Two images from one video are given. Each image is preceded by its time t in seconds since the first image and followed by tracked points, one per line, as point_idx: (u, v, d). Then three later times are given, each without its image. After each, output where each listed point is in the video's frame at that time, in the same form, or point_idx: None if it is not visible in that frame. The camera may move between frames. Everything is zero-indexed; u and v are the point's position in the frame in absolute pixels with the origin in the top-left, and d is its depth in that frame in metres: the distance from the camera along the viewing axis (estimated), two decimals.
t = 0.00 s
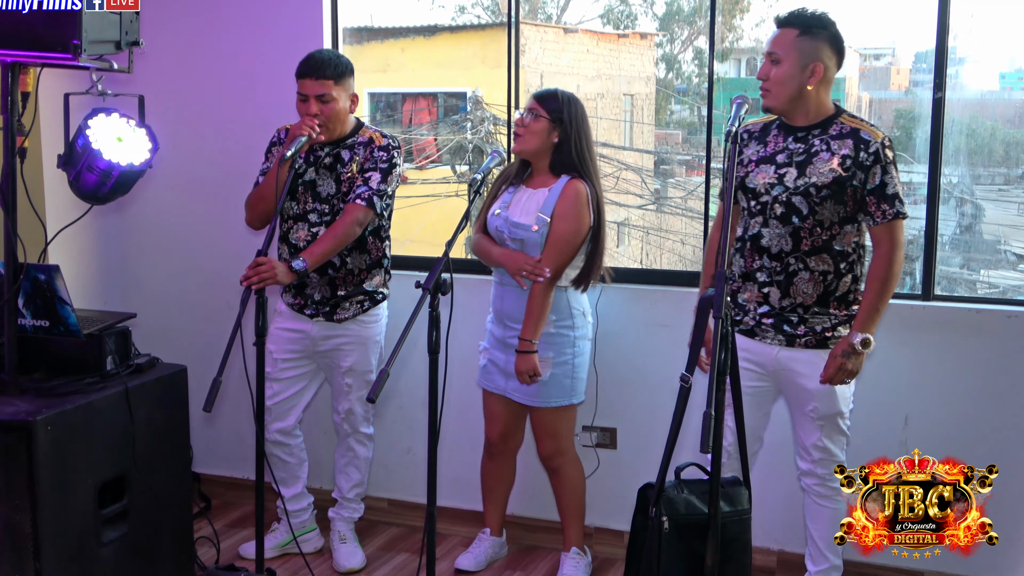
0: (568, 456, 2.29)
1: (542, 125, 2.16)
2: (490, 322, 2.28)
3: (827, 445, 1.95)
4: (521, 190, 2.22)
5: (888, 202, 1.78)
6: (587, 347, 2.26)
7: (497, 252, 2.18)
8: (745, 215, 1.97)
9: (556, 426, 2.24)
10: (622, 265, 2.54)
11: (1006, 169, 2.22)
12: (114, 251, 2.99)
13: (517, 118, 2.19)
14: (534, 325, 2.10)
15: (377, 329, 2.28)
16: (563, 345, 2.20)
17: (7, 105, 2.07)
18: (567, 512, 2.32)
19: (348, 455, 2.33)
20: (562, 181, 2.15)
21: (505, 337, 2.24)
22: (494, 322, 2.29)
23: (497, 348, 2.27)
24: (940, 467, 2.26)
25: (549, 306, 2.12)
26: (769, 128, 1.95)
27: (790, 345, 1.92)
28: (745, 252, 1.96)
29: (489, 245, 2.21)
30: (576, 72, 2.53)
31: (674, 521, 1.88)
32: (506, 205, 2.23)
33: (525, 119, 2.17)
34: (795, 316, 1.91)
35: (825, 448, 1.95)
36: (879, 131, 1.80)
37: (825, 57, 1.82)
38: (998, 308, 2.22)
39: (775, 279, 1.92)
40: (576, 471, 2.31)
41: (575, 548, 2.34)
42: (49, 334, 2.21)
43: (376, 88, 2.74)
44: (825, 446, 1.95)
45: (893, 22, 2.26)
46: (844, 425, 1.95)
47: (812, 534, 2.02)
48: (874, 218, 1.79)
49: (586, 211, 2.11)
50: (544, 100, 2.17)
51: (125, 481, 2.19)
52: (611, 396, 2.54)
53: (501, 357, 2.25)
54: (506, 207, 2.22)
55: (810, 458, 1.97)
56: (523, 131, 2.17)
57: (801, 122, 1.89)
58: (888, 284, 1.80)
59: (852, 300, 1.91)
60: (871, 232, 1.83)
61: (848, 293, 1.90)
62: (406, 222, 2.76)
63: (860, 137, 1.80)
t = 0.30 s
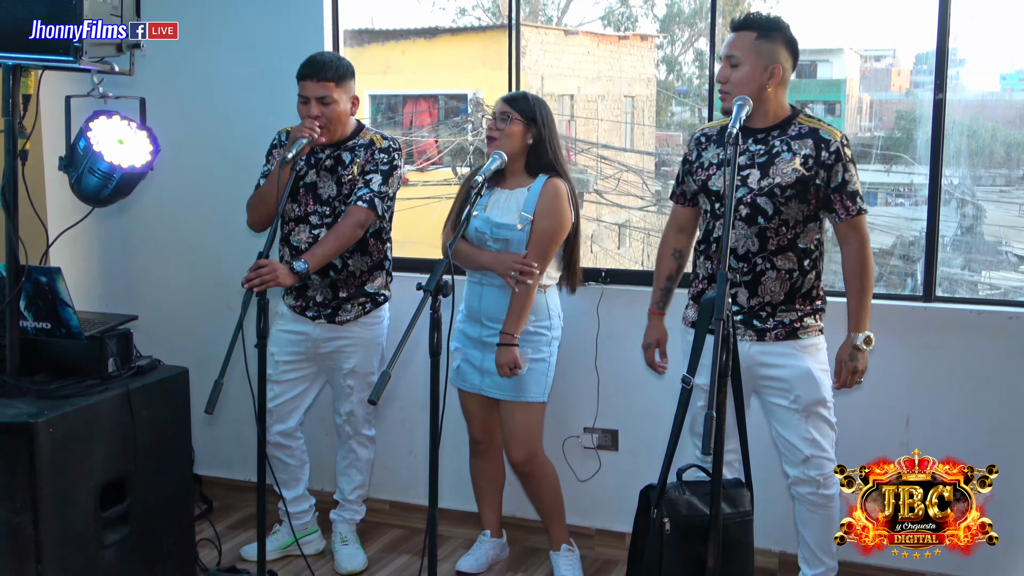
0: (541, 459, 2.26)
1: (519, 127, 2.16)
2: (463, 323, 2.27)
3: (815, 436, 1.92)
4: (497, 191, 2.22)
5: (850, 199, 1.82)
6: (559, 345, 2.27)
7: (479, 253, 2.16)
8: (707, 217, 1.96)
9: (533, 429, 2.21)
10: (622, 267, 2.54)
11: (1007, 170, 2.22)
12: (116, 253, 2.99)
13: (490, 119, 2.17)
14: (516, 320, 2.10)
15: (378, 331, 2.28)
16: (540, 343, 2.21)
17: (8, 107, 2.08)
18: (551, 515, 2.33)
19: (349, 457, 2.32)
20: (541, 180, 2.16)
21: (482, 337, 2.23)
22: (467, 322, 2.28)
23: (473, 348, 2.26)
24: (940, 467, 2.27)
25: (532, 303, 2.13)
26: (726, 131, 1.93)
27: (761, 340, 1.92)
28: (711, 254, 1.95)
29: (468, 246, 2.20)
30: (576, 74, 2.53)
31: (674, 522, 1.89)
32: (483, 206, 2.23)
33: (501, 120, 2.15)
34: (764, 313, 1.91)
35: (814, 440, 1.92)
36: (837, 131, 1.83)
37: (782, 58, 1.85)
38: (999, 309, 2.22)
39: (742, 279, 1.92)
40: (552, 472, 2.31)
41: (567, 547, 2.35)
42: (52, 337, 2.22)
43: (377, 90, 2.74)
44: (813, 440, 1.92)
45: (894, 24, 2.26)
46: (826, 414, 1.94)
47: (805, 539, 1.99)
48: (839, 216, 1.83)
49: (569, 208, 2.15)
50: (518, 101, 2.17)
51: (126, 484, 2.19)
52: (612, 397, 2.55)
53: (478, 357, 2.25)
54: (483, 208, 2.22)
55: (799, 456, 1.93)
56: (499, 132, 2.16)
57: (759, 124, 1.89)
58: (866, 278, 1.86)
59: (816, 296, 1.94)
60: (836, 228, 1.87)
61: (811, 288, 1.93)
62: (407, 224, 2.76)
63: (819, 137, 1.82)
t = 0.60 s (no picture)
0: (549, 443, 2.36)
1: (517, 120, 2.22)
2: (473, 319, 2.32)
3: (797, 425, 2.02)
4: (496, 187, 2.27)
5: (835, 185, 1.91)
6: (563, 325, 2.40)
7: (499, 249, 2.22)
8: (699, 215, 2.00)
9: (543, 411, 2.31)
10: (623, 263, 2.60)
11: (1000, 168, 2.28)
12: (130, 248, 3.05)
13: (484, 116, 2.22)
14: (540, 307, 2.20)
15: (387, 324, 2.35)
16: (553, 328, 2.30)
17: (26, 106, 2.14)
18: (537, 500, 2.40)
19: (358, 447, 2.39)
20: (540, 171, 2.25)
21: (499, 330, 2.29)
22: (476, 316, 2.32)
23: (486, 341, 2.31)
24: (940, 467, 2.33)
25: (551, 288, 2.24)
26: (706, 130, 1.99)
27: (759, 331, 1.98)
28: (706, 252, 2.00)
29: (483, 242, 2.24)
30: (579, 74, 2.58)
31: (674, 510, 1.97)
32: (485, 201, 2.28)
33: (500, 114, 2.20)
34: (761, 304, 1.97)
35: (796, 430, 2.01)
36: (815, 121, 1.92)
37: (766, 57, 1.93)
38: (991, 304, 2.28)
39: (739, 274, 1.97)
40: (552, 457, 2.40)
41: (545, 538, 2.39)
42: (68, 330, 2.28)
43: (384, 90, 2.80)
44: (795, 427, 2.02)
45: (890, 26, 2.31)
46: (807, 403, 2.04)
47: (779, 523, 2.07)
48: (827, 201, 1.91)
49: (569, 195, 2.27)
50: (510, 94, 2.23)
51: (142, 472, 2.27)
52: (614, 389, 2.61)
53: (494, 350, 2.30)
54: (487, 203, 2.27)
55: (780, 443, 2.02)
56: (500, 128, 2.20)
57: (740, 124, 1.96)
58: (854, 264, 1.96)
59: (806, 282, 2.01)
60: (820, 216, 1.96)
61: (801, 275, 2.00)
62: (414, 220, 2.82)
63: (801, 129, 1.90)
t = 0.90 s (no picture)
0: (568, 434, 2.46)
1: (532, 123, 2.35)
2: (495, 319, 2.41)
3: (804, 417, 2.12)
4: (513, 189, 2.37)
5: (834, 188, 2.04)
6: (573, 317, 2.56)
7: (524, 253, 2.32)
8: (706, 217, 2.10)
9: (561, 404, 2.42)
10: (621, 262, 2.71)
11: (981, 172, 2.38)
12: (150, 247, 3.17)
13: (504, 121, 2.32)
14: (567, 304, 2.35)
15: (398, 321, 2.46)
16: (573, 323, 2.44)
17: (52, 112, 2.25)
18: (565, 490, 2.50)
19: (368, 438, 2.50)
20: (554, 174, 2.40)
21: (522, 329, 2.39)
22: (497, 316, 2.42)
23: (508, 341, 2.41)
24: (940, 467, 2.41)
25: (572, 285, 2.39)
26: (711, 135, 2.11)
27: (763, 328, 2.09)
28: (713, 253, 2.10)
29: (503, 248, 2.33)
30: (580, 82, 2.69)
31: (670, 499, 2.08)
32: (506, 205, 2.37)
33: (514, 119, 2.32)
34: (765, 302, 2.08)
35: (803, 421, 2.11)
36: (814, 127, 2.04)
37: (769, 64, 2.03)
38: (973, 302, 2.38)
39: (745, 273, 2.08)
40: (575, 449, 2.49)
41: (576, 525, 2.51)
42: (91, 326, 2.40)
43: (393, 97, 2.90)
44: (803, 419, 2.12)
45: (876, 36, 2.42)
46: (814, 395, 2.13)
47: (794, 512, 2.20)
48: (828, 203, 2.04)
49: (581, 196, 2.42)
50: (522, 102, 2.34)
51: (162, 462, 2.39)
52: (613, 383, 2.71)
53: (517, 350, 2.40)
54: (507, 206, 2.36)
55: (790, 434, 2.13)
56: (517, 133, 2.32)
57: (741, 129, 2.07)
58: (852, 262, 2.09)
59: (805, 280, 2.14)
60: (819, 217, 2.09)
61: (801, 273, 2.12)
62: (422, 221, 2.93)
63: (804, 135, 2.02)
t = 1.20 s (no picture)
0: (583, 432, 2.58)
1: (564, 132, 2.47)
2: (521, 318, 2.52)
3: (808, 422, 2.24)
4: (539, 194, 2.48)
5: (860, 201, 2.10)
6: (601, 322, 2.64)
7: (547, 254, 2.43)
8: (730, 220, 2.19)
9: (578, 404, 2.54)
10: (619, 262, 2.81)
11: (962, 176, 2.49)
12: (168, 248, 3.29)
13: (536, 128, 2.44)
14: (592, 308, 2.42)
15: (403, 319, 2.57)
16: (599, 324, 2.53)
17: (76, 120, 2.38)
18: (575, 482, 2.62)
19: (377, 431, 2.61)
20: (580, 179, 2.50)
21: (546, 329, 2.50)
22: (522, 316, 2.53)
23: (533, 340, 2.52)
24: (940, 467, 2.51)
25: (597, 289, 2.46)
26: (743, 141, 2.20)
27: (781, 334, 2.18)
28: (736, 255, 2.19)
29: (526, 252, 2.45)
30: (578, 90, 2.81)
31: (665, 489, 2.19)
32: (530, 209, 2.48)
33: (547, 125, 2.44)
34: (784, 308, 2.17)
35: (805, 425, 2.23)
36: (844, 140, 2.11)
37: (803, 75, 2.13)
38: (955, 300, 2.49)
39: (765, 276, 2.17)
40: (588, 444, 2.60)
41: (579, 514, 2.63)
42: (112, 324, 2.51)
43: (401, 105, 3.02)
44: (805, 423, 2.24)
45: (862, 47, 2.53)
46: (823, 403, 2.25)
47: (789, 501, 2.32)
48: (852, 216, 2.11)
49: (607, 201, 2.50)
50: (556, 110, 2.46)
51: (180, 453, 2.51)
52: (611, 378, 2.82)
53: (541, 349, 2.51)
54: (530, 211, 2.47)
55: (792, 434, 2.26)
56: (548, 137, 2.44)
57: (769, 136, 2.17)
58: (871, 276, 2.16)
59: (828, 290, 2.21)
60: (845, 229, 2.16)
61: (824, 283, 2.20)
62: (428, 223, 3.04)
63: (832, 146, 2.10)
